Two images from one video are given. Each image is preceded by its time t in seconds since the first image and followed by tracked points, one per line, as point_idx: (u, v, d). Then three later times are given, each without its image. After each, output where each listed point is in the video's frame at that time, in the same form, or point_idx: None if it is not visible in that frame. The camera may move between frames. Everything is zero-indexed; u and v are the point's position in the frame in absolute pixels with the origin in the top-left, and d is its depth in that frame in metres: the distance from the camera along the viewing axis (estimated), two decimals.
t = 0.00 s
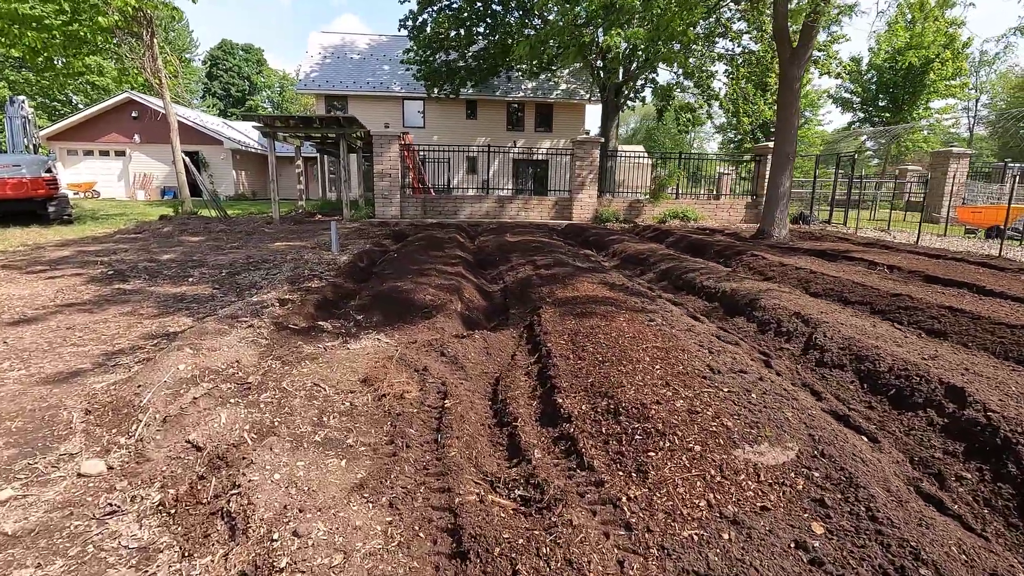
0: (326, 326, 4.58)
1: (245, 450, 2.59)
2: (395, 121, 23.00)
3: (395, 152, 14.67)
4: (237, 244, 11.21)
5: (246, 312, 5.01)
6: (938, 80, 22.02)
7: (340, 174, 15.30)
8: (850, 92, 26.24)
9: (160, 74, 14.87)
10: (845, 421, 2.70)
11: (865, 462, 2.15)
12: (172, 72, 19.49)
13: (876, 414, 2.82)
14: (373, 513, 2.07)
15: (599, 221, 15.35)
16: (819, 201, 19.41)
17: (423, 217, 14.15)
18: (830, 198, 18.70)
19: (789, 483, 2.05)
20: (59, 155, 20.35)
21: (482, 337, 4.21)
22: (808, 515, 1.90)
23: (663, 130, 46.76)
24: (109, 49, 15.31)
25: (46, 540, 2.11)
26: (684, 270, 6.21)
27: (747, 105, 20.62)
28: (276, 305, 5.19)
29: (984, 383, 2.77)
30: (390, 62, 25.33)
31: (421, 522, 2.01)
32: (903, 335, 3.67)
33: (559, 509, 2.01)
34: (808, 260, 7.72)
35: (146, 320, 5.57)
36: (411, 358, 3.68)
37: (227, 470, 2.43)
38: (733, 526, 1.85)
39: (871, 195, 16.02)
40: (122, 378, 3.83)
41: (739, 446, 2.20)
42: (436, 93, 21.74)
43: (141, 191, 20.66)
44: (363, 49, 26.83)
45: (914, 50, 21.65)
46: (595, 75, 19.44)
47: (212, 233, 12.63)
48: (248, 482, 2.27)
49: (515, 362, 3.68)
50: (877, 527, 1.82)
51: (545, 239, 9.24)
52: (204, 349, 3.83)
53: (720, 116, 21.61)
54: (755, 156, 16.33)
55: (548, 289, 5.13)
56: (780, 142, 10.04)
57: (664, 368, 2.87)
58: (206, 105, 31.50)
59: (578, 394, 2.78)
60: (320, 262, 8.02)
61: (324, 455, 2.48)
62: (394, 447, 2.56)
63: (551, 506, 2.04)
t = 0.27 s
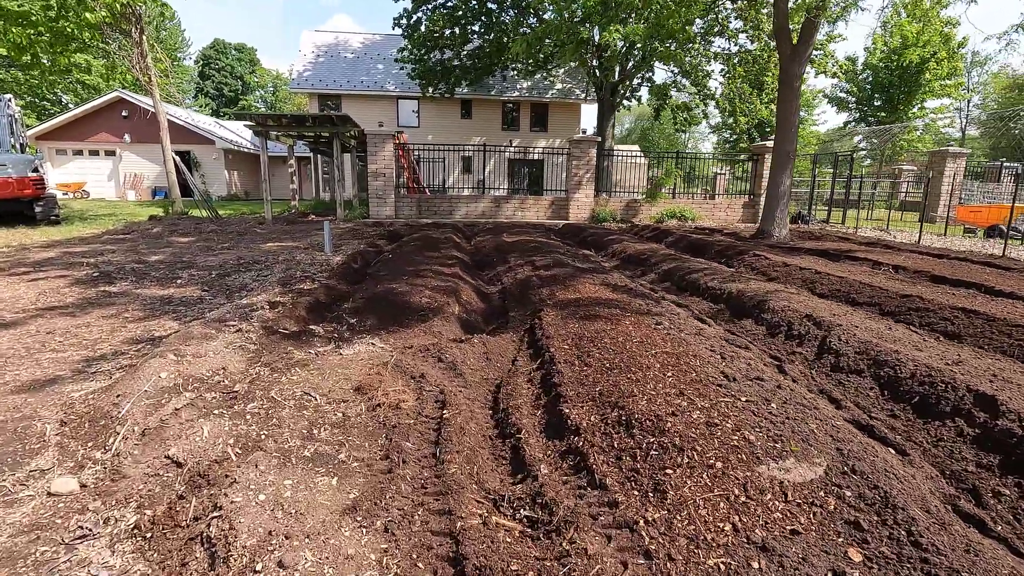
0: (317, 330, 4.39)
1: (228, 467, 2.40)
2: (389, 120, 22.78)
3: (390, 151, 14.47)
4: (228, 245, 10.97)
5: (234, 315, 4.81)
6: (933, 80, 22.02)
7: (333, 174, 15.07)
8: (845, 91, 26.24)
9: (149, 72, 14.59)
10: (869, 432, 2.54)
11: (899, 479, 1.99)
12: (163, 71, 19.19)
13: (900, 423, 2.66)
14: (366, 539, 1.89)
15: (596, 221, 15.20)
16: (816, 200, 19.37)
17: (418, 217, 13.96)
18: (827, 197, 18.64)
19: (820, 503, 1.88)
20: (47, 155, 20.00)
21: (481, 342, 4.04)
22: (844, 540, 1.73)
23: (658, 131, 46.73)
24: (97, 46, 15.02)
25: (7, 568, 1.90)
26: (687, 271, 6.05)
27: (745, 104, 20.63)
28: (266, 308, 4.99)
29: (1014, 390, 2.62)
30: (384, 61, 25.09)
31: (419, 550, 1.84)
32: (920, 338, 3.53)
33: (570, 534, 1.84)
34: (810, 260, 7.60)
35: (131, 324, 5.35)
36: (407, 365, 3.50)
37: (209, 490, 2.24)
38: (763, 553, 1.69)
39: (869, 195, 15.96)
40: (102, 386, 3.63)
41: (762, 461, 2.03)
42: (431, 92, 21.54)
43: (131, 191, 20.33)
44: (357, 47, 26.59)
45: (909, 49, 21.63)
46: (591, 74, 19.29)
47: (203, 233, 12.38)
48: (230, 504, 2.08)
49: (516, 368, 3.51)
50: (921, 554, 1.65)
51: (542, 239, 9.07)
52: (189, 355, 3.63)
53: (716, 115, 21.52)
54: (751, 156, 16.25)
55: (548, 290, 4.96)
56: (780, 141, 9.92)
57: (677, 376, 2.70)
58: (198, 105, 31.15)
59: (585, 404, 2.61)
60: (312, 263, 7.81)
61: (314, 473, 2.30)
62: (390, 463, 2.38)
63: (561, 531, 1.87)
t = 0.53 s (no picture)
0: (310, 335, 4.26)
1: (215, 484, 2.26)
2: (383, 120, 22.61)
3: (383, 151, 14.33)
4: (219, 247, 10.79)
5: (224, 320, 4.67)
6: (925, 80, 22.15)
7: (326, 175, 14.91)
8: (838, 92, 26.35)
9: (139, 71, 14.36)
10: (886, 442, 2.45)
11: (924, 496, 1.90)
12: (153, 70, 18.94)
13: (915, 432, 2.57)
14: (362, 567, 1.77)
15: (591, 221, 15.13)
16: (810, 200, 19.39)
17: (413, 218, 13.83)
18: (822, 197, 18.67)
19: (843, 522, 1.77)
20: (34, 156, 19.68)
21: (480, 346, 3.93)
22: (872, 562, 1.63)
23: (653, 131, 46.79)
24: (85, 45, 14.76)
25: None
26: (687, 273, 5.97)
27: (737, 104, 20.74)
28: (257, 312, 4.85)
29: None
30: (377, 60, 24.92)
31: None
32: (930, 342, 3.45)
33: (579, 559, 1.72)
34: (809, 260, 7.54)
35: (117, 329, 5.19)
36: (403, 372, 3.38)
37: (195, 510, 2.10)
38: None
39: (863, 195, 15.98)
40: (84, 395, 3.48)
41: (781, 477, 1.92)
42: (424, 92, 21.40)
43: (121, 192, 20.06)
44: (350, 47, 26.38)
45: (902, 50, 21.77)
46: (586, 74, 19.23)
47: (194, 235, 12.19)
48: (217, 525, 1.95)
49: (517, 375, 3.39)
50: None
51: (539, 240, 8.97)
52: (176, 363, 3.49)
53: (711, 116, 21.51)
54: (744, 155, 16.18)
55: (547, 293, 4.85)
56: (777, 141, 9.88)
57: (685, 385, 2.60)
58: (189, 105, 30.84)
59: (591, 414, 2.50)
60: (305, 265, 7.67)
61: (307, 491, 2.17)
62: (388, 479, 2.26)
63: (569, 555, 1.75)
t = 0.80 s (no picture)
0: (304, 339, 4.13)
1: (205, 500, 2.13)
2: (376, 120, 22.44)
3: (377, 151, 14.19)
4: (211, 248, 10.62)
5: (215, 324, 4.53)
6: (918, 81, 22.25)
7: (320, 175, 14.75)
8: (831, 92, 26.47)
9: (128, 70, 14.15)
10: (905, 450, 2.36)
11: (954, 508, 1.81)
12: (142, 69, 18.69)
13: (934, 438, 2.49)
14: None
15: (587, 221, 15.06)
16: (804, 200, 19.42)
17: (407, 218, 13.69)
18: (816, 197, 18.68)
19: (871, 536, 1.67)
20: (22, 156, 19.37)
21: (480, 350, 3.82)
22: None
23: (647, 132, 46.84)
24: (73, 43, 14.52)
25: None
26: (688, 274, 5.88)
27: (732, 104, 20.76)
28: (249, 316, 4.72)
29: None
30: (371, 60, 24.75)
31: None
32: (942, 345, 3.37)
33: None
34: (809, 261, 7.48)
35: (105, 333, 5.04)
36: (402, 378, 3.26)
37: (182, 525, 1.94)
38: None
39: (858, 195, 15.99)
40: (68, 404, 3.34)
41: (803, 489, 1.82)
42: (418, 92, 21.25)
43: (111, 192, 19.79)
44: (343, 47, 26.18)
45: (895, 51, 21.87)
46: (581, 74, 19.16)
47: (185, 236, 12.00)
48: (207, 545, 1.81)
49: (519, 380, 3.29)
50: None
51: (536, 240, 8.86)
52: (165, 370, 3.36)
53: (705, 116, 21.49)
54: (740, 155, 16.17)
55: (547, 295, 4.75)
56: (774, 141, 9.82)
57: (696, 391, 2.50)
58: (180, 105, 30.53)
59: (599, 422, 2.40)
60: (298, 267, 7.53)
61: (303, 507, 2.05)
62: (388, 492, 2.14)
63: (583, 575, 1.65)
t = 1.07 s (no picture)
0: (299, 345, 4.01)
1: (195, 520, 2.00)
2: (370, 120, 22.28)
3: (372, 152, 14.05)
4: (203, 251, 10.46)
5: (207, 330, 4.40)
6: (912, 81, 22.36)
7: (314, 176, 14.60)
8: (825, 93, 26.58)
9: (118, 70, 13.93)
10: (925, 461, 2.28)
11: (985, 527, 1.72)
12: (133, 69, 18.47)
13: (954, 448, 2.41)
14: None
15: (584, 223, 15.00)
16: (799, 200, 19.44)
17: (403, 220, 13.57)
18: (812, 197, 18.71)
19: (902, 558, 1.58)
20: (10, 157, 19.08)
21: (481, 356, 3.71)
22: None
23: (642, 132, 46.94)
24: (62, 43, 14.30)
25: None
26: (689, 275, 5.81)
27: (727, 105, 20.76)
28: (242, 322, 4.59)
29: None
30: (365, 61, 24.59)
31: None
32: (954, 350, 3.30)
33: None
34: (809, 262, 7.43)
35: (93, 339, 4.90)
36: (401, 387, 3.15)
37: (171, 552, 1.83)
38: None
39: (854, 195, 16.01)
40: (53, 415, 3.20)
41: (828, 508, 1.73)
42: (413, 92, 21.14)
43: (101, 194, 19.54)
44: (336, 47, 26.00)
45: (889, 52, 21.97)
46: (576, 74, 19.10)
47: (176, 239, 11.83)
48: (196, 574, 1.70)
49: (522, 388, 3.19)
50: None
51: (534, 242, 8.77)
52: (154, 381, 3.23)
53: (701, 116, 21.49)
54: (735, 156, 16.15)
55: (548, 299, 4.66)
56: (772, 142, 9.78)
57: (709, 401, 2.41)
58: (172, 106, 30.27)
59: (609, 435, 2.30)
60: (293, 270, 7.39)
61: (299, 530, 1.94)
62: (389, 512, 2.03)
63: None
